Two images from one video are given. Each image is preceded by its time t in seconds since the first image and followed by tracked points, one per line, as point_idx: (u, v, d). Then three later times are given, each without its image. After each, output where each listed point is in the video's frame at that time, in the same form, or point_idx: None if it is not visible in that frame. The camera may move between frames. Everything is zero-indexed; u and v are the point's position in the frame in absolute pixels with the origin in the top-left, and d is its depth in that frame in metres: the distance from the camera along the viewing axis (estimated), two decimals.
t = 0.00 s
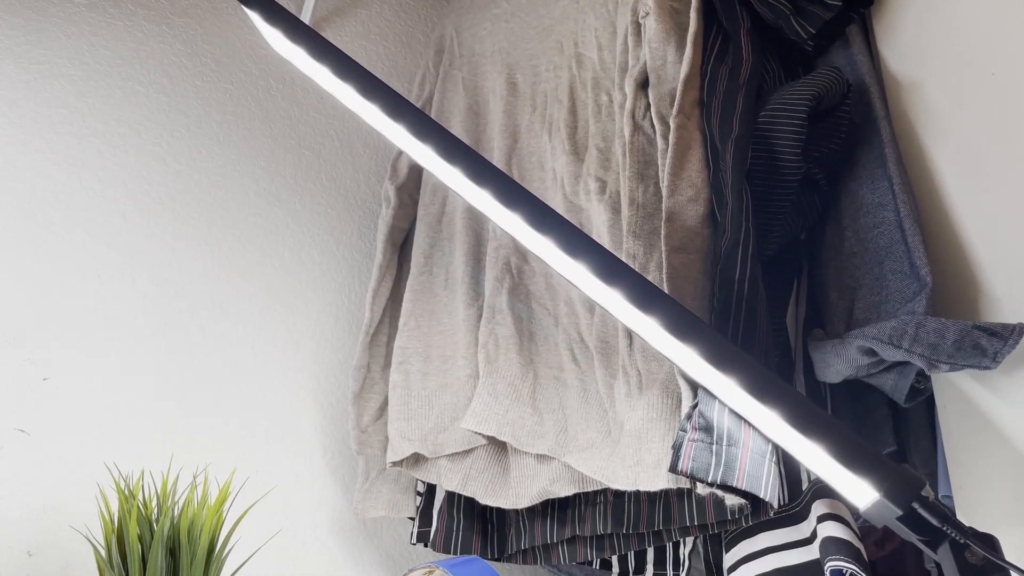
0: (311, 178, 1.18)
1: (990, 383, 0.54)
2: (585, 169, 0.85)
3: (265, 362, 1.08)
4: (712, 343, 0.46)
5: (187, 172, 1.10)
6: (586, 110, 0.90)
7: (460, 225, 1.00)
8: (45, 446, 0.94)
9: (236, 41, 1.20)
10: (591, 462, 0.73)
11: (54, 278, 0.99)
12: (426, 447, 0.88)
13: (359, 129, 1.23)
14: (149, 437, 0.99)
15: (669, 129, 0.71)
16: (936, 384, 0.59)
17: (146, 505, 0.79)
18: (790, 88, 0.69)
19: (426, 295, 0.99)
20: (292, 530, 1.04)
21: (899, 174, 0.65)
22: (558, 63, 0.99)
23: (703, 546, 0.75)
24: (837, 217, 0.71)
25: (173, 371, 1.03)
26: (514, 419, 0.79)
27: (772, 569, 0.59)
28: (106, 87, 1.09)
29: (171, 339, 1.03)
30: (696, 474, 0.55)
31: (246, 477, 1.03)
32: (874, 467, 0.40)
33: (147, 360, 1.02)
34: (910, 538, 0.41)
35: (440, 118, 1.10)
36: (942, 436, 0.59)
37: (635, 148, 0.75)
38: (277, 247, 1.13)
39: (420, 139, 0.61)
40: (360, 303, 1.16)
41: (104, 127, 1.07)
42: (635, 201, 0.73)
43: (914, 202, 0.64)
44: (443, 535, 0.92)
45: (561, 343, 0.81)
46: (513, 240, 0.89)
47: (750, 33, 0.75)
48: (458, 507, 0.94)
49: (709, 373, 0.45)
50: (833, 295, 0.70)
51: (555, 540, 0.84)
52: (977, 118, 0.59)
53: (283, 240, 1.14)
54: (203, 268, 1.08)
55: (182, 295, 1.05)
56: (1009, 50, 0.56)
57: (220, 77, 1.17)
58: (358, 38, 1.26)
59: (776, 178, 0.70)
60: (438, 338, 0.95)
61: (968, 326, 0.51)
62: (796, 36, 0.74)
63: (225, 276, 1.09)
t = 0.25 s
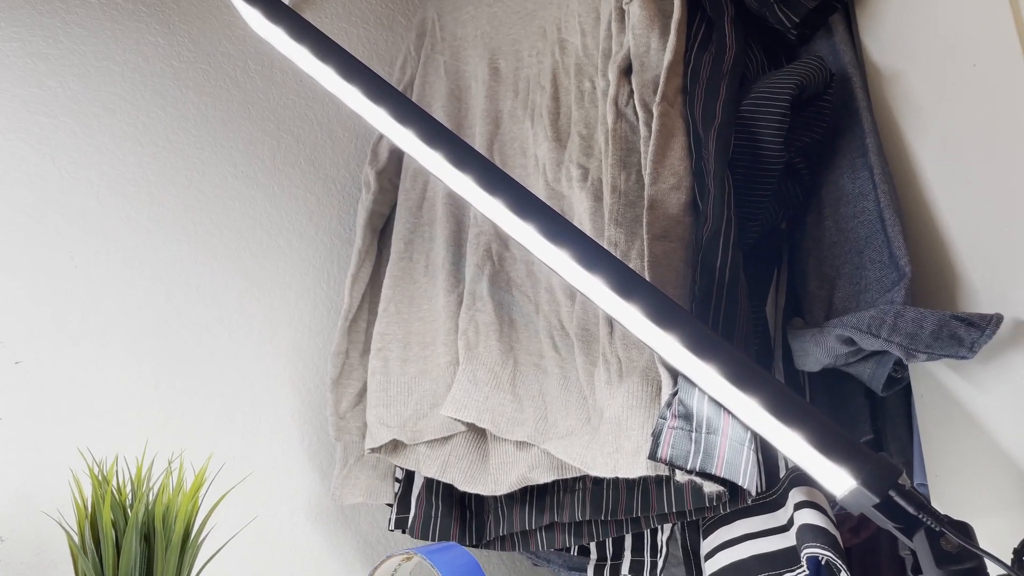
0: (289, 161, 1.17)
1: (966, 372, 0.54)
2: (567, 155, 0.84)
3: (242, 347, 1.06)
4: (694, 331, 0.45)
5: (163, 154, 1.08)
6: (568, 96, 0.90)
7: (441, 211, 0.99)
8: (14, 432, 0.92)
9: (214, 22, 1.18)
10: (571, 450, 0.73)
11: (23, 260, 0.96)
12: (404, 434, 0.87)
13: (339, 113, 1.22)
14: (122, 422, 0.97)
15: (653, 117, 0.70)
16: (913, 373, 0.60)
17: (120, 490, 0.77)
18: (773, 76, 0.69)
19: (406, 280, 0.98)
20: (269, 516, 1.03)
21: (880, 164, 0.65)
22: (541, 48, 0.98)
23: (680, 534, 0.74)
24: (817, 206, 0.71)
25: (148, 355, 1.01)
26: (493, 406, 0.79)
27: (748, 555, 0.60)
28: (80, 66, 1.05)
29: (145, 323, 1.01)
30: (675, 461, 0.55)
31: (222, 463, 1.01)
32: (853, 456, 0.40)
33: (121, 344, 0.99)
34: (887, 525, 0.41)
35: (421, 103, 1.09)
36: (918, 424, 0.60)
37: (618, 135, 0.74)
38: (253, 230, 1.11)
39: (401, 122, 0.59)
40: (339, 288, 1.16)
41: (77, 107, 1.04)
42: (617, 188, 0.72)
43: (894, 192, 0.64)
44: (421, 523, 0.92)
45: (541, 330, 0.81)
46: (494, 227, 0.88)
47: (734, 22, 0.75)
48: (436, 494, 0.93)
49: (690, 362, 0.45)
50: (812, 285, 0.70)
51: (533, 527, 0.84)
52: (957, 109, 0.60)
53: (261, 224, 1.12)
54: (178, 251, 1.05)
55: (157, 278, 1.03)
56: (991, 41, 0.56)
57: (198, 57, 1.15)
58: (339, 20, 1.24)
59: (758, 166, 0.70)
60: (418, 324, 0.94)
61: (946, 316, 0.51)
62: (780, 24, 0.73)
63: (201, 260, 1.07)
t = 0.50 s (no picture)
0: (270, 143, 1.15)
1: (945, 360, 0.55)
2: (551, 140, 0.84)
3: (220, 331, 1.05)
4: (678, 318, 0.45)
5: (140, 134, 1.06)
6: (552, 81, 0.89)
7: (423, 195, 0.97)
8: None
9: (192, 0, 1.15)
10: (551, 436, 0.73)
11: None
12: (385, 419, 0.86)
13: (319, 93, 1.22)
14: (97, 405, 0.95)
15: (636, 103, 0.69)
16: (892, 361, 0.60)
17: (95, 475, 0.76)
18: (757, 63, 0.69)
19: (387, 265, 0.97)
20: (247, 501, 1.01)
21: (863, 152, 0.65)
22: (525, 32, 0.97)
23: (659, 520, 0.74)
24: (800, 194, 0.71)
25: (123, 338, 0.98)
26: (474, 391, 0.78)
27: (727, 541, 0.60)
28: (56, 43, 1.02)
29: (121, 305, 0.99)
30: (657, 447, 0.55)
31: (200, 448, 1.00)
32: (832, 442, 0.40)
33: (96, 326, 0.97)
34: (865, 512, 0.41)
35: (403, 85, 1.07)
36: (897, 412, 0.60)
37: (602, 120, 0.73)
38: (232, 213, 1.09)
39: (383, 104, 0.58)
40: (319, 272, 1.15)
41: (51, 85, 1.00)
42: (600, 173, 0.72)
43: (876, 181, 0.64)
44: (401, 508, 0.91)
45: (523, 316, 0.81)
46: (476, 211, 0.87)
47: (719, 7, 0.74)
48: (417, 479, 0.93)
49: (673, 349, 0.45)
50: (794, 272, 0.70)
51: (514, 512, 0.84)
52: (940, 98, 0.60)
53: (240, 206, 1.10)
54: (155, 233, 1.03)
55: (133, 261, 1.01)
56: (975, 31, 0.56)
57: (175, 36, 1.13)
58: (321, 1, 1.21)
59: (741, 153, 0.70)
60: (399, 309, 0.93)
61: (926, 304, 0.52)
62: (764, 10, 0.73)
63: (178, 242, 1.05)
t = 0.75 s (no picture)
0: (250, 125, 1.15)
1: (925, 349, 0.55)
2: (535, 124, 0.83)
3: (198, 315, 1.04)
4: (661, 305, 0.45)
5: (117, 114, 1.03)
6: (536, 65, 0.88)
7: (405, 179, 0.96)
8: None
9: None
10: (533, 421, 0.72)
11: None
12: (366, 404, 0.85)
13: (300, 75, 1.22)
14: (73, 388, 0.93)
15: (622, 87, 0.69)
16: (872, 348, 0.60)
17: (71, 459, 0.74)
18: (743, 49, 0.68)
19: (369, 249, 0.95)
20: (226, 486, 1.00)
21: (846, 140, 0.65)
22: (509, 15, 0.96)
23: (639, 505, 0.74)
24: (783, 181, 0.71)
25: (100, 320, 0.96)
26: (456, 376, 0.78)
27: (707, 527, 0.61)
28: (30, 19, 0.99)
29: (97, 287, 0.97)
30: (638, 433, 0.54)
31: (178, 432, 0.98)
32: (812, 429, 0.41)
33: (72, 307, 0.95)
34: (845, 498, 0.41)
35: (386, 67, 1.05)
36: (876, 398, 0.61)
37: (586, 105, 0.73)
38: (213, 196, 1.09)
39: (365, 86, 0.57)
40: (300, 256, 1.15)
41: (25, 63, 0.97)
42: (584, 158, 0.71)
43: (859, 169, 0.64)
44: (382, 494, 0.91)
45: (506, 302, 0.80)
46: (459, 196, 0.86)
47: None
48: (398, 464, 0.93)
49: (657, 336, 0.45)
50: (776, 259, 0.70)
51: (495, 497, 0.84)
52: (923, 87, 0.60)
53: (220, 189, 1.10)
54: (131, 214, 1.01)
55: (110, 242, 0.99)
56: (960, 19, 0.56)
57: (153, 14, 1.11)
58: None
59: (725, 140, 0.69)
60: (381, 294, 0.92)
61: (907, 292, 0.52)
62: None
63: (155, 224, 1.03)
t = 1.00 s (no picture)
0: (231, 105, 1.13)
1: (906, 334, 0.56)
2: (520, 108, 0.82)
3: (178, 298, 1.02)
4: (646, 290, 0.45)
5: (96, 93, 1.01)
6: (522, 48, 0.87)
7: (389, 163, 0.95)
8: None
9: None
10: (516, 406, 0.72)
11: None
12: (348, 388, 0.85)
13: (283, 56, 1.20)
14: (51, 371, 0.91)
15: (608, 71, 0.68)
16: (855, 335, 0.61)
17: (48, 443, 0.73)
18: (730, 34, 0.68)
19: (351, 233, 0.94)
20: (207, 471, 0.99)
21: (831, 126, 0.65)
22: None
23: (621, 490, 0.75)
24: (768, 167, 0.71)
25: (78, 302, 0.94)
26: (439, 361, 0.77)
27: (689, 512, 0.61)
28: None
29: (75, 268, 0.95)
30: (622, 419, 0.54)
31: (158, 416, 0.97)
32: (795, 414, 0.41)
33: (49, 289, 0.93)
34: (826, 484, 0.41)
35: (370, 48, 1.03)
36: (857, 384, 0.61)
37: (572, 88, 0.72)
38: (193, 177, 1.07)
39: (348, 66, 0.56)
40: (281, 239, 1.13)
41: None
42: (570, 142, 0.70)
43: (844, 156, 0.64)
44: (364, 478, 0.91)
45: (490, 287, 0.80)
46: (443, 180, 0.86)
47: None
48: (380, 449, 0.92)
49: (642, 320, 0.44)
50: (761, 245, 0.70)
51: (478, 482, 0.84)
52: (908, 74, 0.60)
53: (200, 170, 1.08)
54: (109, 194, 0.99)
55: (87, 223, 0.97)
56: (947, 6, 0.56)
57: None
58: None
59: (711, 126, 0.69)
60: (364, 278, 0.91)
61: (891, 279, 0.52)
62: None
63: (133, 205, 1.01)
